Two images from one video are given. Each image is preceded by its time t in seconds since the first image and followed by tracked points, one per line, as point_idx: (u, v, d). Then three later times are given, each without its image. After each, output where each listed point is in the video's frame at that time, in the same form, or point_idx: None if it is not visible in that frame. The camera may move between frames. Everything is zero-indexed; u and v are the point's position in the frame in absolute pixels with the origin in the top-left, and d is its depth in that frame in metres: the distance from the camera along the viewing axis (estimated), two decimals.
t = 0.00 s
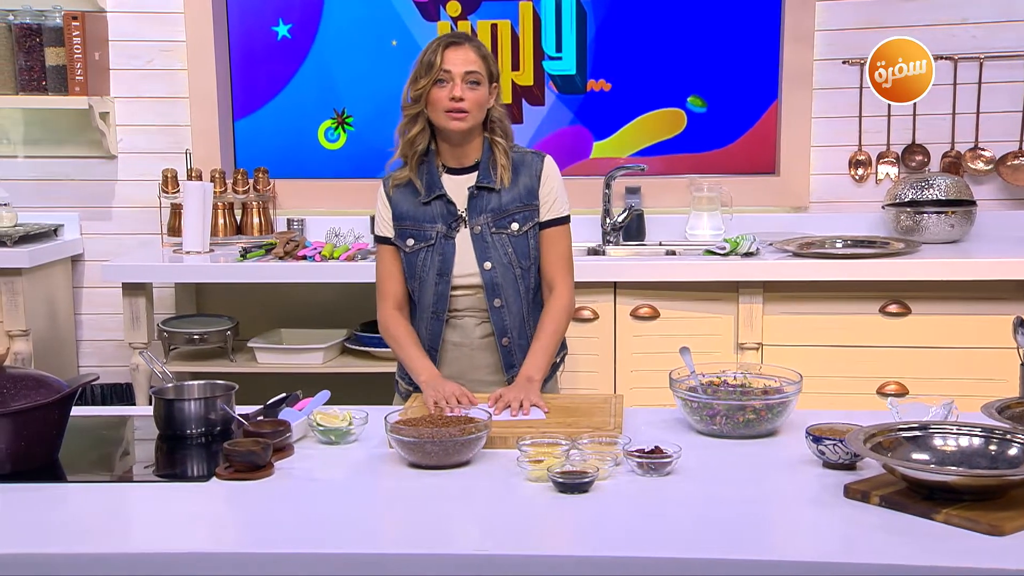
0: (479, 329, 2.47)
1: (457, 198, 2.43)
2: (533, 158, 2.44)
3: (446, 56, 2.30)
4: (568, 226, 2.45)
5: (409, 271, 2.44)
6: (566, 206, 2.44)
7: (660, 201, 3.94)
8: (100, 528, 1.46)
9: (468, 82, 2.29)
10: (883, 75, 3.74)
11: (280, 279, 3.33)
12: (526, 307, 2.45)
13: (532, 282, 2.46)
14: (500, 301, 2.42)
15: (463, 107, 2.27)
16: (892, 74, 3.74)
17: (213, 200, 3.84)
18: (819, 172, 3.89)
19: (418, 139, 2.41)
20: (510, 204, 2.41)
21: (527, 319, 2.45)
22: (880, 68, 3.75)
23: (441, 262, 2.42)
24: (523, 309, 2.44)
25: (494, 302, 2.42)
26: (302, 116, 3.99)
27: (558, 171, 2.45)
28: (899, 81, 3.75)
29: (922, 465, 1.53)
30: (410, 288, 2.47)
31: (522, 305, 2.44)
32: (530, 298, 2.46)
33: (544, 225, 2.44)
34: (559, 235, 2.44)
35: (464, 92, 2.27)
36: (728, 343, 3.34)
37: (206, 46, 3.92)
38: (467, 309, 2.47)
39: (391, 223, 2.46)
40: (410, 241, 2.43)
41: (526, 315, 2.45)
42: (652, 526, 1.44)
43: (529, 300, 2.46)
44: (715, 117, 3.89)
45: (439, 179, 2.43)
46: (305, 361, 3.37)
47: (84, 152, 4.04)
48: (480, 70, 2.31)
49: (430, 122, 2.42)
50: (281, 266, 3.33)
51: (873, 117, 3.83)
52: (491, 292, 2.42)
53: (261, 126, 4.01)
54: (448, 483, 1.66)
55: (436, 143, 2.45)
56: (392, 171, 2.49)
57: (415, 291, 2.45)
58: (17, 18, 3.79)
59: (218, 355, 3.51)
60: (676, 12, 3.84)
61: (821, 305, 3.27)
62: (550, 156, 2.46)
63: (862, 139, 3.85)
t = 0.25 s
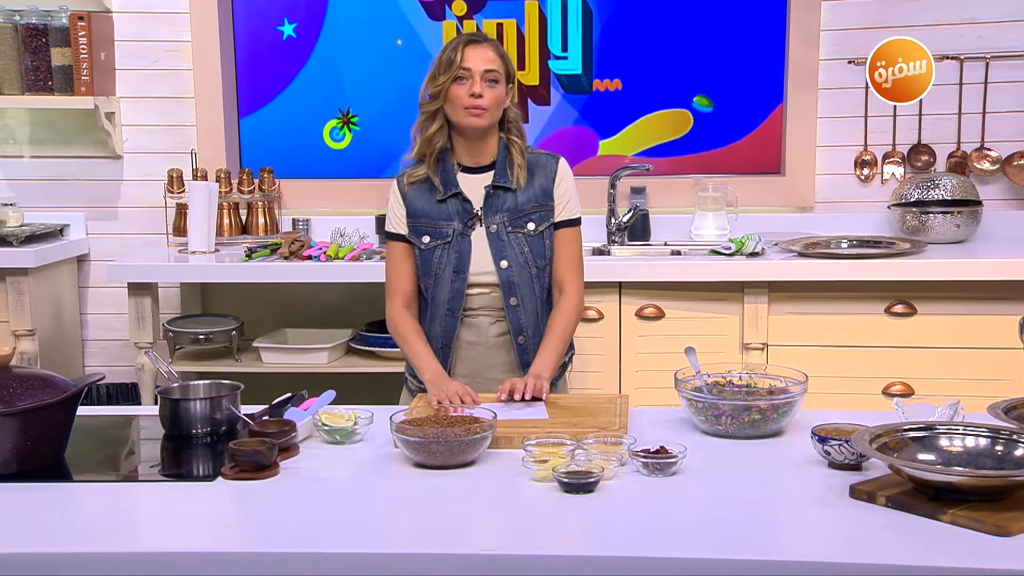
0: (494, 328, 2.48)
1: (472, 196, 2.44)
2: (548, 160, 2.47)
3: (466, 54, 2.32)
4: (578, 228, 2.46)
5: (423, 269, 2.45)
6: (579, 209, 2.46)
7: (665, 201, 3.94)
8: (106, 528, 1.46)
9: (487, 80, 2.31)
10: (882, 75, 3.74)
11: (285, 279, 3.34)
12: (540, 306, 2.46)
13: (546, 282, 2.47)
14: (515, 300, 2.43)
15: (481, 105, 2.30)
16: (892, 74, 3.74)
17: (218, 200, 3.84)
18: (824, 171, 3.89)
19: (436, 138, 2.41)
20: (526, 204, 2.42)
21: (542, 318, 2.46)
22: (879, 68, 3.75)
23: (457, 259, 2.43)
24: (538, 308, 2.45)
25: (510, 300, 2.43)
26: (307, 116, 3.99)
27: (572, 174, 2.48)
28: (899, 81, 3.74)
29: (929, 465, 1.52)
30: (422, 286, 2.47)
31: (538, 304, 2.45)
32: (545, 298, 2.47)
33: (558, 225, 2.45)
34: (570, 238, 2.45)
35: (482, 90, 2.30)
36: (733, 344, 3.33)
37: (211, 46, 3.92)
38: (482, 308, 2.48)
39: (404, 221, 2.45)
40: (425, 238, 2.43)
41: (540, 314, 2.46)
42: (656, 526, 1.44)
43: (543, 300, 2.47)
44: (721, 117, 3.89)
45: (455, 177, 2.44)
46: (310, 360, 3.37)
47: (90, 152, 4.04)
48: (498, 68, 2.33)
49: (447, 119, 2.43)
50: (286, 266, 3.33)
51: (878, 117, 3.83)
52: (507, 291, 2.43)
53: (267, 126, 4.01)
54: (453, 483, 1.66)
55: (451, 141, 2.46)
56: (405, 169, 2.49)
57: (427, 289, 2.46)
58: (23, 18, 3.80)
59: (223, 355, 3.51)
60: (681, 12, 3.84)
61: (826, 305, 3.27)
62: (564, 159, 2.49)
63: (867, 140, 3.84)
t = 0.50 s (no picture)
0: (508, 325, 2.50)
1: (486, 193, 2.45)
2: (559, 160, 2.49)
3: (477, 53, 2.32)
4: (586, 228, 2.48)
5: (437, 265, 2.45)
6: (587, 209, 2.49)
7: (665, 201, 3.94)
8: (107, 527, 1.46)
9: (498, 79, 2.31)
10: (882, 75, 3.74)
11: (285, 279, 3.34)
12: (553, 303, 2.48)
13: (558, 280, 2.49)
14: (530, 297, 2.44)
15: (491, 103, 2.30)
16: (893, 74, 3.74)
17: (218, 200, 3.84)
18: (825, 172, 3.89)
19: (448, 135, 2.42)
20: (539, 203, 2.44)
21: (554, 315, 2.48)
22: (880, 68, 3.75)
23: (473, 255, 2.44)
24: (551, 305, 2.47)
25: (525, 297, 2.44)
26: (307, 116, 3.99)
27: (581, 174, 2.50)
28: (900, 81, 3.74)
29: (929, 465, 1.52)
30: (434, 282, 2.47)
31: (551, 301, 2.46)
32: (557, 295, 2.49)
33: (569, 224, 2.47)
34: (577, 239, 2.47)
35: (493, 89, 2.30)
36: (734, 344, 3.33)
37: (212, 46, 3.92)
38: (496, 306, 2.49)
39: (416, 217, 2.45)
40: (440, 235, 2.43)
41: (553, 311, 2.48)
42: (656, 527, 1.44)
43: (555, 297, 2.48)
44: (722, 118, 3.89)
45: (467, 174, 2.44)
46: (310, 361, 3.37)
47: (90, 152, 4.04)
48: (509, 67, 2.33)
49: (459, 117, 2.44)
50: (286, 266, 3.33)
51: (879, 117, 3.83)
52: (522, 288, 2.44)
53: (267, 126, 4.01)
54: (453, 483, 1.66)
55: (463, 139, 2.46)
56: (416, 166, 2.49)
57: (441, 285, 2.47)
58: (23, 18, 3.80)
59: (223, 355, 3.51)
60: (682, 12, 3.84)
61: (827, 306, 3.27)
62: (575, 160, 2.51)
63: (867, 140, 3.84)
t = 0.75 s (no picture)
0: (517, 321, 2.50)
1: (496, 190, 2.45)
2: (566, 161, 2.52)
3: (483, 54, 2.34)
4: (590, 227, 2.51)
5: (447, 259, 2.45)
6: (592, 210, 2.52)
7: (663, 201, 3.94)
8: (104, 528, 1.46)
9: (504, 79, 2.32)
10: (883, 75, 3.74)
11: (283, 279, 3.34)
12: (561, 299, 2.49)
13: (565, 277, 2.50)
14: (539, 293, 2.45)
15: (499, 103, 2.31)
16: (894, 74, 3.74)
17: (216, 200, 3.84)
18: (822, 172, 3.89)
19: (459, 135, 2.42)
20: (548, 200, 2.46)
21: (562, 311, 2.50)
22: (880, 68, 3.76)
23: (484, 250, 2.44)
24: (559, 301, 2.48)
25: (534, 293, 2.45)
26: (305, 116, 3.99)
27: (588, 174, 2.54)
28: (901, 81, 3.74)
29: (926, 466, 1.52)
30: (443, 275, 2.47)
31: (559, 297, 2.48)
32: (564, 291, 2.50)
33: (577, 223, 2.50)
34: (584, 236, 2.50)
35: (500, 88, 2.31)
36: (731, 344, 3.34)
37: (209, 46, 3.92)
38: (505, 301, 2.49)
39: (427, 211, 2.44)
40: (452, 230, 2.42)
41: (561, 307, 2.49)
42: (653, 527, 1.44)
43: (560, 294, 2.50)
44: (720, 121, 3.89)
45: (478, 171, 2.44)
46: (307, 361, 3.37)
47: (87, 152, 4.04)
48: (515, 66, 2.33)
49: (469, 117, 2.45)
50: (283, 267, 3.33)
51: (876, 117, 3.83)
52: (532, 284, 2.45)
53: (265, 126, 4.01)
54: (451, 483, 1.66)
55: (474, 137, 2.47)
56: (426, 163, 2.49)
57: (451, 279, 2.46)
58: (21, 18, 3.80)
59: (220, 355, 3.51)
60: (680, 12, 3.84)
61: (823, 306, 3.27)
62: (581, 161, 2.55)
63: (865, 140, 3.85)
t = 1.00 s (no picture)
0: (529, 317, 2.49)
1: (511, 188, 2.46)
2: (577, 164, 2.53)
3: (492, 58, 2.35)
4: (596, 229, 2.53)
5: (462, 254, 2.45)
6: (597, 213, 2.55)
7: (662, 202, 3.94)
8: (104, 528, 1.46)
9: (514, 82, 2.32)
10: (882, 75, 3.75)
11: (281, 279, 3.34)
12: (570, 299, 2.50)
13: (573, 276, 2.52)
14: (550, 293, 2.46)
15: (510, 106, 2.31)
16: (894, 74, 3.74)
17: (214, 200, 3.84)
18: (821, 172, 3.89)
19: (472, 138, 2.43)
20: (559, 203, 2.46)
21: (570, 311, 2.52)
22: (880, 68, 3.76)
23: (500, 247, 2.44)
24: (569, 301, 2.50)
25: (545, 293, 2.46)
26: (304, 116, 3.99)
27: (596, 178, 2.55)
28: (900, 81, 3.74)
29: (924, 465, 1.53)
30: (457, 270, 2.47)
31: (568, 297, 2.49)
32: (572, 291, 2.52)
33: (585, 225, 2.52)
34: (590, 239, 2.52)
35: (510, 91, 2.31)
36: (730, 344, 3.34)
37: (208, 46, 3.92)
38: (517, 297, 2.49)
39: (442, 206, 2.44)
40: (468, 225, 2.43)
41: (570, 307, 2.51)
42: (651, 527, 1.44)
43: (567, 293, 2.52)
44: (719, 120, 3.89)
45: (493, 169, 2.45)
46: (306, 361, 3.37)
47: (86, 152, 4.04)
48: (524, 69, 2.34)
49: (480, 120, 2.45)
50: (282, 267, 3.33)
51: (875, 117, 3.83)
52: (543, 284, 2.46)
53: (264, 126, 4.01)
54: (450, 483, 1.66)
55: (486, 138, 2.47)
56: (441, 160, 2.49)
57: (466, 274, 2.45)
58: (19, 18, 3.80)
59: (219, 355, 3.51)
60: (679, 11, 3.84)
61: (821, 306, 3.27)
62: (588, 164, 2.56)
63: (864, 140, 3.85)
